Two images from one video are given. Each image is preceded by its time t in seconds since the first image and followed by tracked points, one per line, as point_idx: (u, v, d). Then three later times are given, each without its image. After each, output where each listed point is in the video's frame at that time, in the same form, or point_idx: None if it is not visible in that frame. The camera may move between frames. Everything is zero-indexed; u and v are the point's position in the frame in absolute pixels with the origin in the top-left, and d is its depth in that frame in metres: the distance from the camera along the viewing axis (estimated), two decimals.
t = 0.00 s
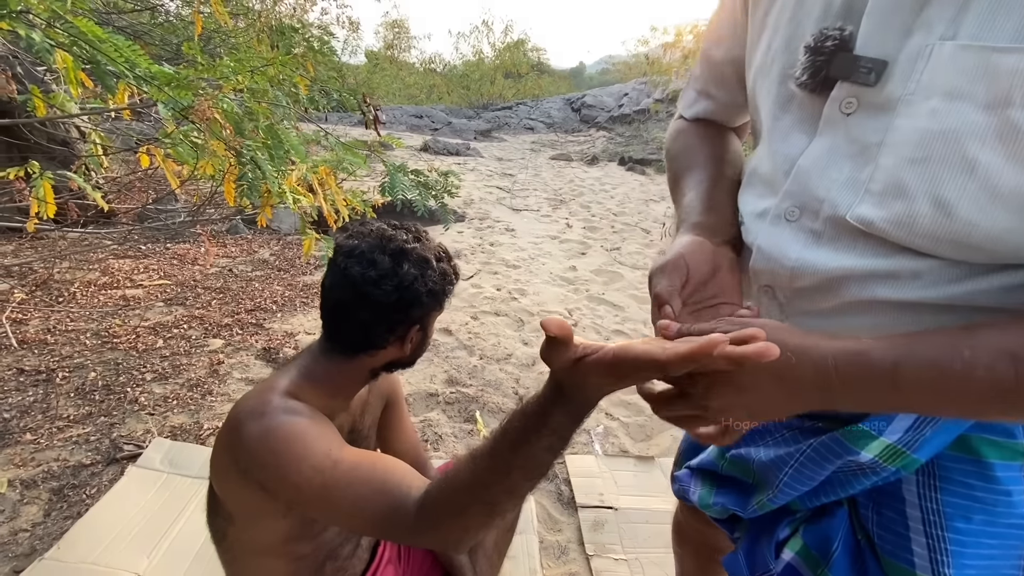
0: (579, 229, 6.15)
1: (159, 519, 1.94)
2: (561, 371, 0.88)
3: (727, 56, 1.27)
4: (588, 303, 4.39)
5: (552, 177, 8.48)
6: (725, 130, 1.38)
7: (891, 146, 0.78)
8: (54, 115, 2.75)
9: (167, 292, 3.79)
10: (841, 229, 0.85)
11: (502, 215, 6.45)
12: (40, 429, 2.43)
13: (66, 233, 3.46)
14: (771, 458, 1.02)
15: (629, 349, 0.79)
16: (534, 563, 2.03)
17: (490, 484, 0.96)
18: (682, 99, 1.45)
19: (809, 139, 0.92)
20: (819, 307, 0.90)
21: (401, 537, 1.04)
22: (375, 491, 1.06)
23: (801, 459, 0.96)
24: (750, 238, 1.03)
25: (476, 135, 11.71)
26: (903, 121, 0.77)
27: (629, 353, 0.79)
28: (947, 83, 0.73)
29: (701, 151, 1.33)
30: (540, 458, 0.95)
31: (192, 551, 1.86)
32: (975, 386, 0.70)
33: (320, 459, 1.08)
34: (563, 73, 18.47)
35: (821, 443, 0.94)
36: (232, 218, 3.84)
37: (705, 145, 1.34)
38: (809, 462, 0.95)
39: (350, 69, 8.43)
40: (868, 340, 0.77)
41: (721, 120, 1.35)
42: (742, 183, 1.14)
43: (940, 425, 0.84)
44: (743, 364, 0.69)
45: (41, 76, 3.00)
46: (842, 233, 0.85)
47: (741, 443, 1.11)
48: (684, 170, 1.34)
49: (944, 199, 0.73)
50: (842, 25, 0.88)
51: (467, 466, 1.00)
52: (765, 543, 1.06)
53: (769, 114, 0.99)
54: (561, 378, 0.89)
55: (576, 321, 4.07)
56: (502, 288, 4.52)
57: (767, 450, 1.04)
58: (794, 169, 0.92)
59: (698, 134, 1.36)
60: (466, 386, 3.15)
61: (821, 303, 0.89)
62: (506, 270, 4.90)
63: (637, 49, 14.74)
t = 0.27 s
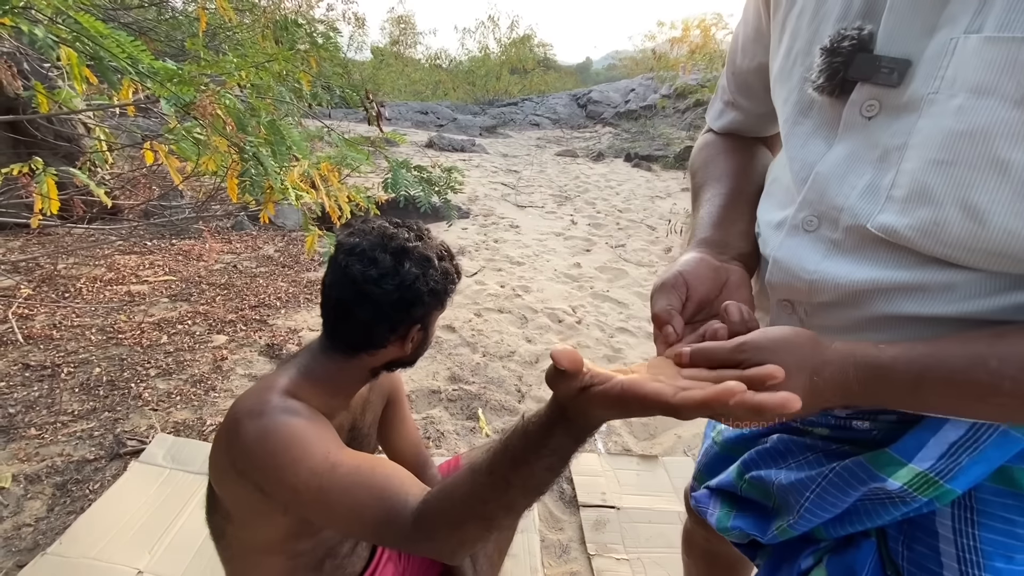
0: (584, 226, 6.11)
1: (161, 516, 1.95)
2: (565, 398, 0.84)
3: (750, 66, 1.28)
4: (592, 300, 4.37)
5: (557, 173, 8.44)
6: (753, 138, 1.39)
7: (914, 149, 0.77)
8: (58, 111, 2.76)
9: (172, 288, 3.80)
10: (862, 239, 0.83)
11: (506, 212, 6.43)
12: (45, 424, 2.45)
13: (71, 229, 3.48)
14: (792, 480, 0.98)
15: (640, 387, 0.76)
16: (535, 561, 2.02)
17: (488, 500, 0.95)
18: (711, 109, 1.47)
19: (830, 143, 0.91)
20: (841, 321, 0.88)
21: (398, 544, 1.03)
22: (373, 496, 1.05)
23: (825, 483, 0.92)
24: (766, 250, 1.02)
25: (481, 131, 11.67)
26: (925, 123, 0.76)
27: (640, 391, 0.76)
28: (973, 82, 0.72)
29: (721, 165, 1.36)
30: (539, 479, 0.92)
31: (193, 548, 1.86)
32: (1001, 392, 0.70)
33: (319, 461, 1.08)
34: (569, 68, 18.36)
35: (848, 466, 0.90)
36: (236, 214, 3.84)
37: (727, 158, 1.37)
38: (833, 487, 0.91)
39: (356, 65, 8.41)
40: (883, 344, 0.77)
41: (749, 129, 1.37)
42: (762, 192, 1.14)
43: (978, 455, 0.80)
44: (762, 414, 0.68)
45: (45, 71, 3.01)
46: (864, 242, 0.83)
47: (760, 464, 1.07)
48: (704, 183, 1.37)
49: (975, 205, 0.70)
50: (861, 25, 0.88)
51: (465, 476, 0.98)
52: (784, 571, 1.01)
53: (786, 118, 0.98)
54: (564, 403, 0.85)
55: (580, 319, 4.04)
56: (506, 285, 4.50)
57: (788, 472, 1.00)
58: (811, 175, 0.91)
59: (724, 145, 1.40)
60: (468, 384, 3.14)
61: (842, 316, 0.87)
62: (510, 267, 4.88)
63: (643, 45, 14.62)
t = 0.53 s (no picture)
0: (589, 221, 6.07)
1: (161, 511, 1.95)
2: (553, 409, 0.83)
3: (760, 58, 1.23)
4: (596, 296, 4.34)
5: (562, 167, 8.38)
6: (756, 136, 1.37)
7: (943, 145, 0.74)
8: (60, 105, 2.76)
9: (175, 283, 3.81)
10: (884, 243, 0.80)
11: (510, 206, 6.39)
12: (48, 418, 2.46)
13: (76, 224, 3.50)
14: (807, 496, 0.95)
15: (633, 415, 0.76)
16: (536, 558, 2.01)
17: (477, 507, 0.94)
18: (714, 102, 1.43)
19: (849, 136, 0.88)
20: (858, 327, 0.85)
21: (389, 547, 1.03)
22: (364, 500, 1.04)
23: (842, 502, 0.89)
24: (779, 253, 1.00)
25: (486, 126, 11.61)
26: (956, 117, 0.73)
27: (632, 418, 0.76)
28: (1010, 70, 0.68)
29: (722, 166, 1.34)
30: (529, 487, 0.91)
31: (193, 543, 1.86)
32: None
33: (309, 462, 1.07)
34: (575, 62, 18.22)
35: (866, 484, 0.87)
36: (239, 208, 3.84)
37: (729, 158, 1.34)
38: (851, 505, 0.88)
39: (361, 59, 8.39)
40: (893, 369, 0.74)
41: (754, 125, 1.35)
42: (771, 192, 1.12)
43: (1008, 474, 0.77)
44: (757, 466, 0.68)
45: (48, 66, 3.01)
46: (886, 246, 0.80)
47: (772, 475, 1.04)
48: (705, 186, 1.35)
49: (1012, 206, 0.67)
50: (884, 10, 0.85)
51: (456, 484, 0.98)
52: None
53: (801, 110, 0.95)
54: (552, 414, 0.84)
55: (583, 314, 4.02)
56: (509, 281, 4.48)
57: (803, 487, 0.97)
58: (829, 173, 0.88)
59: (728, 143, 1.37)
60: (470, 379, 3.13)
61: (860, 323, 0.85)
62: (513, 262, 4.86)
63: (650, 37, 14.47)
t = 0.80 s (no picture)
0: (593, 213, 6.02)
1: (162, 503, 1.95)
2: (551, 408, 0.82)
3: (768, 37, 1.18)
4: (600, 289, 4.30)
5: (568, 159, 8.31)
6: (767, 120, 1.34)
7: (977, 144, 0.70)
8: (60, 96, 2.74)
9: (179, 275, 3.81)
10: (906, 247, 0.77)
11: (515, 198, 6.35)
12: (51, 410, 2.47)
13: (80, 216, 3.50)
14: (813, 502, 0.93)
15: (630, 416, 0.74)
16: (535, 553, 2.00)
17: (465, 512, 0.95)
18: (721, 85, 1.39)
19: (870, 131, 0.84)
20: (871, 333, 0.82)
21: (379, 547, 1.03)
22: (352, 500, 1.04)
23: (849, 510, 0.86)
24: (788, 252, 0.96)
25: (491, 117, 11.53)
26: (992, 113, 0.70)
27: (629, 420, 0.74)
28: None
29: (729, 156, 1.31)
30: (519, 493, 0.92)
31: (193, 534, 1.86)
32: None
33: (299, 459, 1.08)
34: (582, 52, 18.03)
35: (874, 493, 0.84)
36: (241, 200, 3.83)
37: (736, 148, 1.31)
38: (858, 514, 0.85)
39: (364, 49, 8.33)
40: (899, 377, 0.73)
41: (763, 110, 1.31)
42: (779, 187, 1.10)
43: None
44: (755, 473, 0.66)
45: (48, 56, 2.99)
46: (906, 250, 0.77)
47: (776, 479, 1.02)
48: (711, 177, 1.33)
49: None
50: None
51: (444, 487, 0.98)
52: None
53: (816, 99, 0.91)
54: (549, 414, 0.83)
55: (586, 308, 3.99)
56: (512, 273, 4.45)
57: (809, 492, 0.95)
58: (847, 169, 0.84)
59: (737, 130, 1.34)
60: (471, 373, 3.12)
61: (873, 329, 0.82)
62: (516, 255, 4.83)
63: (657, 27, 14.27)
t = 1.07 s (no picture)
0: (598, 205, 5.96)
1: (160, 495, 1.95)
2: (538, 387, 0.80)
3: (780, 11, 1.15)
4: (603, 282, 4.26)
5: (573, 150, 8.22)
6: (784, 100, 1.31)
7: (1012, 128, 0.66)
8: (58, 86, 2.72)
9: (180, 267, 3.80)
10: (929, 237, 0.73)
11: (518, 190, 6.30)
12: (51, 401, 2.47)
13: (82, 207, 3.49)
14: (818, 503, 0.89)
15: (618, 388, 0.73)
16: (535, 547, 1.98)
17: (456, 510, 0.93)
18: (733, 63, 1.36)
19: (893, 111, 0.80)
20: (887, 329, 0.78)
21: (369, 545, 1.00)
22: (343, 496, 1.02)
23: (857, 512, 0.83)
24: (799, 241, 0.92)
25: (496, 108, 11.43)
26: None
27: (616, 392, 0.73)
28: None
29: (742, 139, 1.27)
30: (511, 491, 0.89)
31: (191, 527, 1.85)
32: None
33: (289, 453, 1.05)
34: (588, 42, 17.82)
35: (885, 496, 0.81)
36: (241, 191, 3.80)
37: (750, 131, 1.27)
38: (867, 517, 0.82)
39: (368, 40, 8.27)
40: (912, 370, 0.68)
41: (778, 89, 1.28)
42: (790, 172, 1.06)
43: None
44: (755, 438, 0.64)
45: (46, 45, 2.96)
46: (930, 240, 0.73)
47: (780, 478, 0.98)
48: (722, 161, 1.29)
49: None
50: None
51: (435, 484, 0.96)
52: None
53: (833, 75, 0.86)
54: (537, 394, 0.82)
55: (589, 300, 3.95)
56: (515, 266, 4.41)
57: (814, 493, 0.91)
58: (868, 152, 0.80)
59: (749, 113, 1.30)
60: (473, 366, 3.09)
61: (889, 324, 0.78)
62: (520, 247, 4.78)
63: (664, 16, 14.07)
